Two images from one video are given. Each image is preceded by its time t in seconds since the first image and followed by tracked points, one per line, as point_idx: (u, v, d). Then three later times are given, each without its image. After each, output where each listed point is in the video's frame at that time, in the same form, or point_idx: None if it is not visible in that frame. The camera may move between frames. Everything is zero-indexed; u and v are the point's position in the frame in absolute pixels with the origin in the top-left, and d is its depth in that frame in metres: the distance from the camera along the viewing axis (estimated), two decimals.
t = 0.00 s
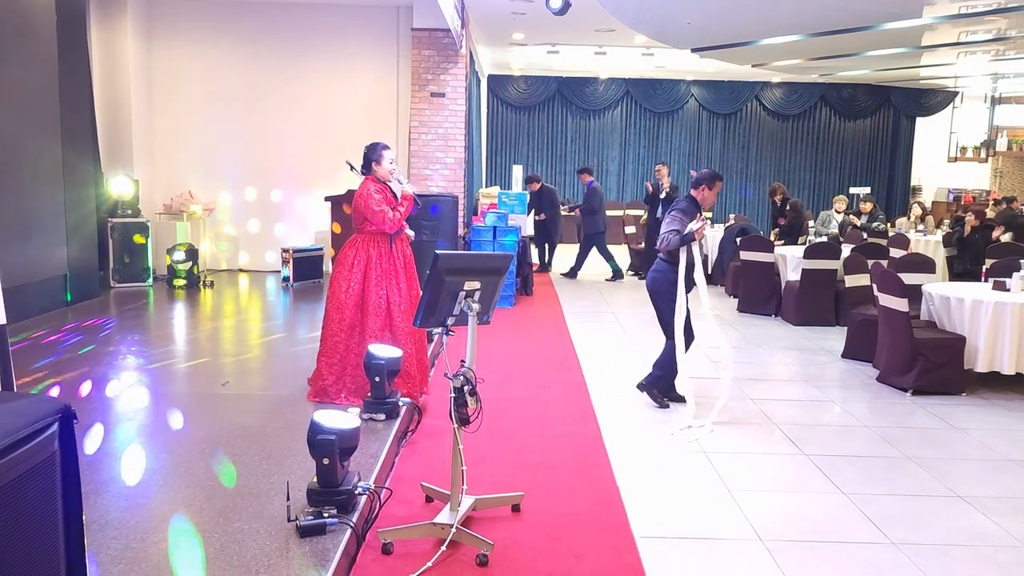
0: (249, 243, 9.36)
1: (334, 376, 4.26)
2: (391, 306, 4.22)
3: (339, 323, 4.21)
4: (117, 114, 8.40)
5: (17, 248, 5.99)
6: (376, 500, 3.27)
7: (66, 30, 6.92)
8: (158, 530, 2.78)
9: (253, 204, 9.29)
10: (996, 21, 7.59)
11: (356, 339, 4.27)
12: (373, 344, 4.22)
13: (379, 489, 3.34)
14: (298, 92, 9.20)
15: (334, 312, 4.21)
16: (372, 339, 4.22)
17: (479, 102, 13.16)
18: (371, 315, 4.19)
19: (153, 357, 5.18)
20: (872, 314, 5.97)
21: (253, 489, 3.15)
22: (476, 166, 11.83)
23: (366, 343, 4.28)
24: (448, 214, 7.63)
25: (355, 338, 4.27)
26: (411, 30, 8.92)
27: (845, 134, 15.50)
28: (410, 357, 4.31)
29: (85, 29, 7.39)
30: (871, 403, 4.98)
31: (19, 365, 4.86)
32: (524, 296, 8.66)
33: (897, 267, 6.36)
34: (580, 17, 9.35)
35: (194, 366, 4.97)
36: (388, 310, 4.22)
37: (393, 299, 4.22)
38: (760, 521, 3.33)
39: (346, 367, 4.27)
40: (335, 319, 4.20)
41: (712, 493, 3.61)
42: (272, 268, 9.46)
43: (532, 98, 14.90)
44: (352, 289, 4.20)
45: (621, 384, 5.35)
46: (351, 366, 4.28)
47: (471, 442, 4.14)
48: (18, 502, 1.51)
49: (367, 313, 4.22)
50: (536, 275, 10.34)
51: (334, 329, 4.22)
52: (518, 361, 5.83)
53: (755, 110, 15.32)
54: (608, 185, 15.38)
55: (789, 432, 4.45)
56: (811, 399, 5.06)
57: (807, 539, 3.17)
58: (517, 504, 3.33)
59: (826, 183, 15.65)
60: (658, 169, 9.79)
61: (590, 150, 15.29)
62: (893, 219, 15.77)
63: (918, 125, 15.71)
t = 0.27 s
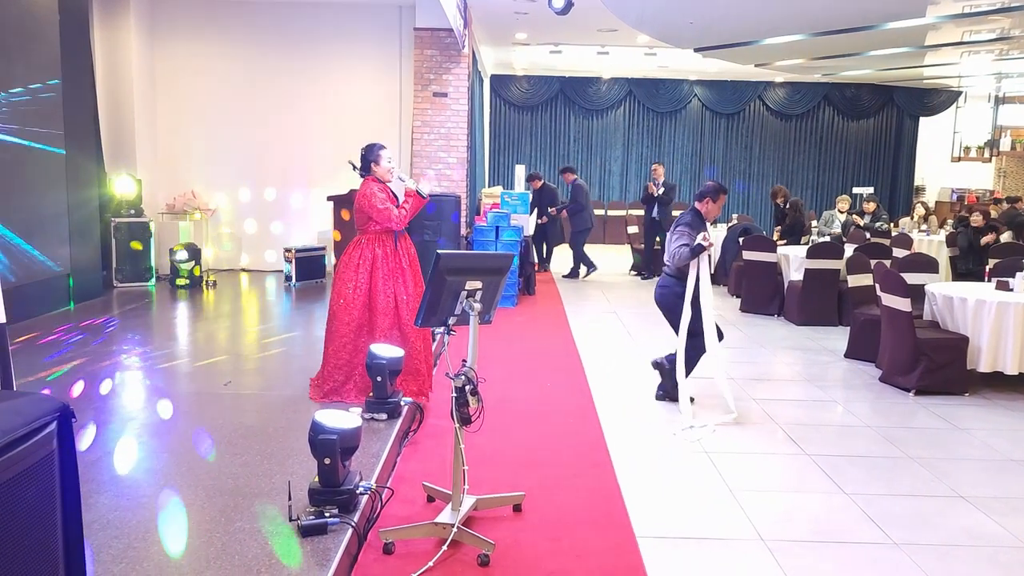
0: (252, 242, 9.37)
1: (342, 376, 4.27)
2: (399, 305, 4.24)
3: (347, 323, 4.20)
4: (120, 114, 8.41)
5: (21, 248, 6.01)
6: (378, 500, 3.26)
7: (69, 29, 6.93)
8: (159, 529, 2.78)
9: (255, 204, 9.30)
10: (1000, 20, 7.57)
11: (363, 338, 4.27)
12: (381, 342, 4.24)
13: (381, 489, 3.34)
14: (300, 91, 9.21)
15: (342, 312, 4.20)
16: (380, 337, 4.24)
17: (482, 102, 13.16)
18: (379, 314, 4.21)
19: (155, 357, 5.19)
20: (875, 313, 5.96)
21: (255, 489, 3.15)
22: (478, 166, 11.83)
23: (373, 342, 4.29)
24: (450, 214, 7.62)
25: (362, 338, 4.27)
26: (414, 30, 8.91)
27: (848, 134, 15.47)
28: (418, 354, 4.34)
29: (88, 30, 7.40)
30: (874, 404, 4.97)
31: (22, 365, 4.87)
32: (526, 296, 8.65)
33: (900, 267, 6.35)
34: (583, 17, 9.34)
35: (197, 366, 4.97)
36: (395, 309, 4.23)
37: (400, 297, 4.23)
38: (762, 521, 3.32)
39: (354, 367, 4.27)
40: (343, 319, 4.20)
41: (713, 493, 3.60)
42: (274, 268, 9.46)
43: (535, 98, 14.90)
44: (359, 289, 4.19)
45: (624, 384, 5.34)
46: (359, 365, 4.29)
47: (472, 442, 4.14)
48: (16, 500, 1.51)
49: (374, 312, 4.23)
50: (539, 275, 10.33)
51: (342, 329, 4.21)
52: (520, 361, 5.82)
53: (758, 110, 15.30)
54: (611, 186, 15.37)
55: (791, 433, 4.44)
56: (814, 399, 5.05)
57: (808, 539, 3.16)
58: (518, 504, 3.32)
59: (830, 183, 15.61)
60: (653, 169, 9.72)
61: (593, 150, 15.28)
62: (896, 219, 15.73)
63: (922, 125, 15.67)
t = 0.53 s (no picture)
0: (255, 242, 9.38)
1: (350, 376, 4.26)
2: (403, 303, 4.25)
3: (351, 322, 4.20)
4: (122, 113, 8.43)
5: (23, 247, 6.03)
6: (378, 499, 3.27)
7: (72, 28, 6.95)
8: (161, 528, 2.78)
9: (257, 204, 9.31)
10: (1002, 20, 7.55)
11: (368, 336, 4.28)
12: (388, 340, 4.25)
13: (381, 488, 3.34)
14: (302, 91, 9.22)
15: (346, 310, 4.20)
16: (387, 335, 4.25)
17: (484, 102, 13.16)
18: (384, 312, 4.22)
19: (157, 356, 5.19)
20: (876, 313, 5.95)
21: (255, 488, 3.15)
22: (480, 166, 11.84)
23: (378, 340, 4.29)
24: (452, 213, 7.63)
25: (367, 336, 4.27)
26: (415, 30, 8.92)
27: (850, 134, 15.46)
28: (424, 350, 4.35)
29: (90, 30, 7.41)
30: (875, 403, 4.96)
31: (24, 364, 4.88)
32: (528, 296, 8.66)
33: (902, 267, 6.34)
34: (584, 17, 9.34)
35: (198, 365, 4.98)
36: (400, 307, 4.24)
37: (405, 294, 4.25)
38: (763, 520, 3.32)
39: (360, 366, 4.27)
40: (348, 318, 4.20)
41: (713, 492, 3.60)
42: (276, 267, 9.47)
43: (536, 98, 14.91)
44: (363, 287, 4.20)
45: (625, 383, 5.34)
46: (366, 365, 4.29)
47: (473, 441, 4.14)
48: (15, 495, 1.52)
49: (379, 311, 4.24)
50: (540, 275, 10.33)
51: (347, 327, 4.21)
52: (520, 360, 5.83)
53: (760, 110, 15.29)
54: (613, 185, 15.37)
55: (792, 432, 4.44)
56: (815, 399, 5.04)
57: (809, 539, 3.16)
58: (519, 503, 3.32)
59: (832, 183, 15.60)
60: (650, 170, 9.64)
61: (594, 150, 15.29)
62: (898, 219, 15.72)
63: (923, 124, 15.65)
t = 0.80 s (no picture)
0: (257, 242, 9.39)
1: (349, 376, 4.26)
2: (401, 305, 4.25)
3: (350, 322, 4.21)
4: (123, 114, 8.45)
5: (24, 247, 6.04)
6: (377, 498, 3.27)
7: (73, 28, 6.96)
8: (160, 527, 2.79)
9: (259, 203, 9.32)
10: (1002, 20, 7.55)
11: (368, 337, 4.28)
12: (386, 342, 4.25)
13: (381, 488, 3.35)
14: (303, 91, 9.22)
15: (346, 310, 4.20)
16: (385, 337, 4.25)
17: (484, 102, 13.16)
18: (383, 313, 4.22)
19: (158, 356, 5.20)
20: (877, 313, 5.95)
21: (255, 487, 3.15)
22: (481, 165, 11.85)
23: (377, 341, 4.30)
24: (452, 213, 7.64)
25: (366, 336, 4.28)
26: (416, 30, 8.92)
27: (851, 134, 15.45)
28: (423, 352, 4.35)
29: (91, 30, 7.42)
30: (874, 403, 4.97)
31: (25, 364, 4.89)
32: (528, 295, 8.67)
33: (902, 267, 6.34)
34: (585, 17, 9.34)
35: (199, 366, 4.99)
36: (399, 309, 4.25)
37: (404, 296, 4.25)
38: (762, 520, 3.32)
39: (359, 366, 4.27)
40: (347, 318, 4.21)
41: (712, 492, 3.60)
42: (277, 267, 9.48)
43: (537, 98, 14.92)
44: (363, 288, 4.20)
45: (625, 383, 5.34)
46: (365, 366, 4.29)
47: (473, 441, 4.15)
48: (13, 493, 1.52)
49: (378, 312, 4.25)
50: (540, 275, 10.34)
51: (346, 327, 4.22)
52: (520, 360, 5.83)
53: (761, 110, 15.28)
54: (614, 186, 15.37)
55: (791, 432, 4.44)
56: (815, 399, 5.05)
57: (807, 538, 3.16)
58: (518, 502, 3.33)
59: (833, 183, 15.59)
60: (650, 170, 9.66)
61: (595, 151, 15.29)
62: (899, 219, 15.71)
63: (924, 125, 15.64)
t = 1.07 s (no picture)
0: (259, 242, 9.39)
1: (343, 375, 4.27)
2: (399, 306, 4.25)
3: (348, 321, 4.21)
4: (123, 114, 8.45)
5: (24, 247, 6.04)
6: (377, 498, 3.27)
7: (73, 30, 6.97)
8: (158, 528, 2.79)
9: (259, 204, 9.33)
10: (1003, 20, 7.54)
11: (364, 336, 4.29)
12: (382, 342, 4.26)
13: (381, 488, 3.35)
14: (303, 92, 9.23)
15: (343, 309, 4.21)
16: (381, 337, 4.25)
17: (485, 102, 13.15)
18: (379, 313, 4.22)
19: (158, 357, 5.20)
20: (877, 313, 5.95)
21: (254, 488, 3.15)
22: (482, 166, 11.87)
23: (373, 340, 4.30)
24: (452, 214, 7.64)
25: (363, 335, 4.28)
26: (416, 31, 8.93)
27: (852, 134, 15.44)
28: (418, 354, 4.35)
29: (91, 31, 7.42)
30: (875, 404, 4.96)
31: (24, 365, 4.88)
32: (529, 296, 8.67)
33: (902, 267, 6.34)
34: (585, 18, 9.34)
35: (198, 366, 4.99)
36: (396, 309, 4.24)
37: (402, 298, 4.25)
38: (761, 520, 3.32)
39: (354, 365, 4.27)
40: (344, 317, 4.21)
41: (712, 493, 3.60)
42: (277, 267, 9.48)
43: (538, 98, 14.92)
44: (361, 288, 4.21)
45: (625, 383, 5.34)
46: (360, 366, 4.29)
47: (472, 441, 4.15)
48: (10, 495, 1.52)
49: (376, 312, 4.25)
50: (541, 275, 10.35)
51: (343, 326, 4.22)
52: (520, 361, 5.83)
53: (761, 110, 15.28)
54: (614, 186, 15.37)
55: (792, 432, 4.44)
56: (816, 399, 5.04)
57: (806, 538, 3.17)
58: (518, 502, 3.33)
59: (833, 183, 15.59)
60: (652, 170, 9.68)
61: (596, 151, 15.29)
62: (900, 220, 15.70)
63: (925, 125, 15.63)
